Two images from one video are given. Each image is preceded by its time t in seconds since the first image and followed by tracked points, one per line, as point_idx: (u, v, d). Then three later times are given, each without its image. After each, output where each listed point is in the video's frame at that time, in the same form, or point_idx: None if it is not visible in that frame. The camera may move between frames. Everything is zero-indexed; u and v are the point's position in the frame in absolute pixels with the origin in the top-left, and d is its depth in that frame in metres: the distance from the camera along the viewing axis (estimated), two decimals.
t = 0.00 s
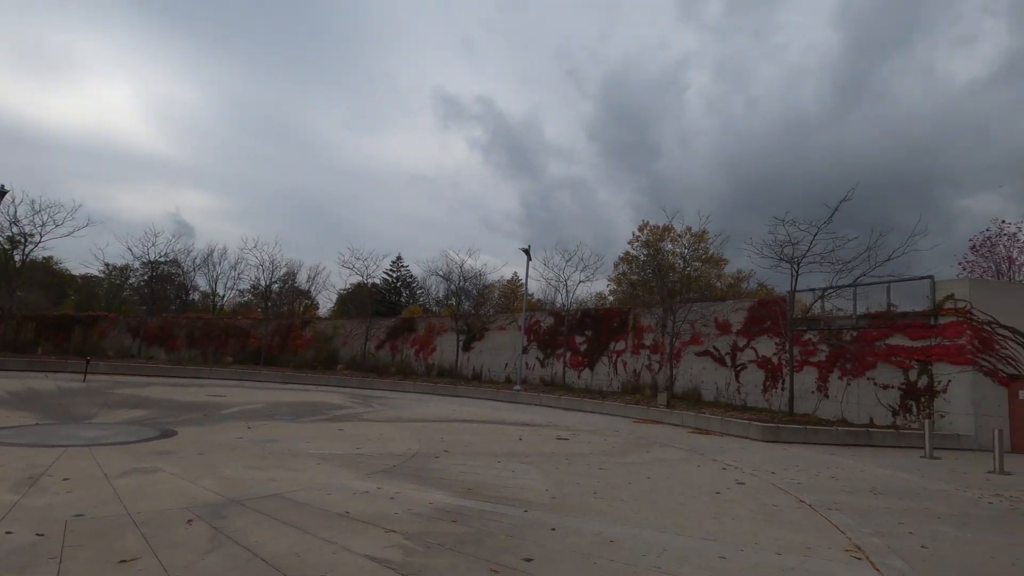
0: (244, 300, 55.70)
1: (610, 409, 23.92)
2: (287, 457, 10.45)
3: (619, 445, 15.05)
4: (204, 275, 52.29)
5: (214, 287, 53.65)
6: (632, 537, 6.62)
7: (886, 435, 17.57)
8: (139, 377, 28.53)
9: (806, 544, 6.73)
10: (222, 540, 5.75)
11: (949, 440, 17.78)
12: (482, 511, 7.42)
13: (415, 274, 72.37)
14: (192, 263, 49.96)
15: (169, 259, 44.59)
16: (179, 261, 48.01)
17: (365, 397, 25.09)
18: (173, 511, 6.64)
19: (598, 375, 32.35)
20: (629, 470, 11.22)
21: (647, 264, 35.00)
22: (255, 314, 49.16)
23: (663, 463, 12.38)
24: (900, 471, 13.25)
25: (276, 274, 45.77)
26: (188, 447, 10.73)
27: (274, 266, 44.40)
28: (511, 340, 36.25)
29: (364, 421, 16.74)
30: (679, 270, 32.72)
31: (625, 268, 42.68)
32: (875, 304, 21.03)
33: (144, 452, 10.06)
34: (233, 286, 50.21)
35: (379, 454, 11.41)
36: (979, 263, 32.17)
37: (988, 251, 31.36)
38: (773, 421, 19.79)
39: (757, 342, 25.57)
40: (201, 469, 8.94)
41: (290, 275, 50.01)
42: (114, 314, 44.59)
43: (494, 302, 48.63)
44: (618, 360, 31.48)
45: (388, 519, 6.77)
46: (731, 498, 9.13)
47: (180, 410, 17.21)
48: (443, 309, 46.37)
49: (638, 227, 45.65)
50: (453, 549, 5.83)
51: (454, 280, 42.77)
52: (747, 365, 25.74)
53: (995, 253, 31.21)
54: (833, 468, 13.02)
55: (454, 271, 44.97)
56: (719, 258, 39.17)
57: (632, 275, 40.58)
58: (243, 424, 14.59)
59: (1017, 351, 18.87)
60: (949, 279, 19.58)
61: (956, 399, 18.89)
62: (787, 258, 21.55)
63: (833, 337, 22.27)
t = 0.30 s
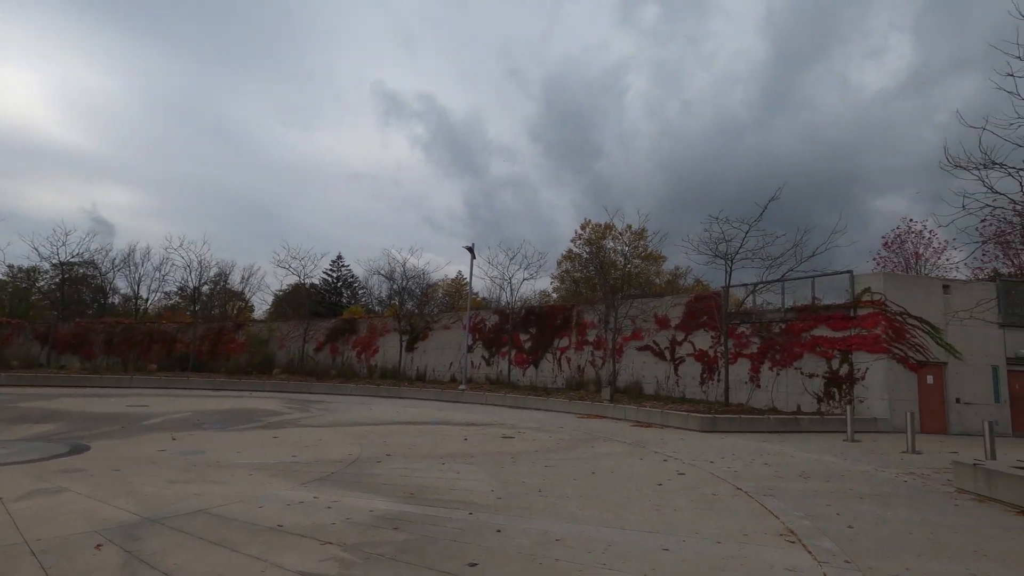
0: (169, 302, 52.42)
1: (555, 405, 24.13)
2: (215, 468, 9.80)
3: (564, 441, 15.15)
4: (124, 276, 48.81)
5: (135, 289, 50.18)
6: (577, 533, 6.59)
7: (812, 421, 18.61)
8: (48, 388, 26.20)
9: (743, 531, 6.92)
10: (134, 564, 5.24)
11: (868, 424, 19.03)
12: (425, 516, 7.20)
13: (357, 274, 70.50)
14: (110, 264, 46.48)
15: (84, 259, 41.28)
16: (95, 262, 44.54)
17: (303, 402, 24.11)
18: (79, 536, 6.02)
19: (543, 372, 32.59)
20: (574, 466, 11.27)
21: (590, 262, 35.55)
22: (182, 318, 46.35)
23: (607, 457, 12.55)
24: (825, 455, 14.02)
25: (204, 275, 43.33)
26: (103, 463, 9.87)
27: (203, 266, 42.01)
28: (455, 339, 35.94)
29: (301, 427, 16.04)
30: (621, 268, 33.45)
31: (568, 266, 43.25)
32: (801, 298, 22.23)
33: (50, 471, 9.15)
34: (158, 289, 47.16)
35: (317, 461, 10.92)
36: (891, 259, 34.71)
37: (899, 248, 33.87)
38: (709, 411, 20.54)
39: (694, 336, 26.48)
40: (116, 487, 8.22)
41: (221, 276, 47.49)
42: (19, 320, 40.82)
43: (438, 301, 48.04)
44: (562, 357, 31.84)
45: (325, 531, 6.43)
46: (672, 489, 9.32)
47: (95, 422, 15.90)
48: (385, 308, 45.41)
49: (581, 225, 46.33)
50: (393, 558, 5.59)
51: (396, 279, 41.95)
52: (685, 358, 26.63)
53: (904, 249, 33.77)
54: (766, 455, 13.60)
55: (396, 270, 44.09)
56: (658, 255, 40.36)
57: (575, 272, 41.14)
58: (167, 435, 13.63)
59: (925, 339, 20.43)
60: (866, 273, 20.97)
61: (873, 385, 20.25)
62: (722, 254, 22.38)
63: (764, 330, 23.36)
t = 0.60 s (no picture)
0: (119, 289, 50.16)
1: (520, 394, 24.19)
2: (165, 462, 9.37)
3: (528, 430, 15.17)
4: (69, 261, 46.40)
5: (81, 275, 47.79)
6: (540, 522, 6.55)
7: (768, 408, 19.19)
8: None
9: (701, 517, 7.01)
10: (69, 565, 4.92)
11: (819, 411, 19.73)
12: (384, 507, 7.04)
13: (319, 262, 68.95)
14: (54, 248, 44.11)
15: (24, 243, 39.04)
16: (37, 246, 42.15)
17: (261, 393, 23.44)
18: (10, 536, 5.62)
19: (508, 362, 32.65)
20: (537, 455, 11.28)
21: (556, 252, 35.67)
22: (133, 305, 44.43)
23: (570, 446, 12.62)
24: (780, 441, 14.46)
25: (157, 262, 41.59)
26: (41, 458, 9.31)
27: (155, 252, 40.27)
28: (420, 328, 35.61)
29: (258, 418, 15.56)
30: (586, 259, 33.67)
31: (534, 256, 43.31)
32: (760, 289, 22.83)
33: None
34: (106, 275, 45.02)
35: (274, 453, 10.59)
36: (844, 253, 36.02)
37: (851, 242, 35.17)
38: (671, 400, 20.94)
39: (657, 326, 26.92)
40: (53, 483, 7.74)
41: (174, 262, 45.68)
42: None
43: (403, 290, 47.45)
44: (527, 346, 31.94)
45: (279, 525, 6.20)
46: (634, 476, 9.41)
47: (34, 415, 15.05)
48: (349, 297, 44.60)
49: (547, 215, 46.40)
50: (350, 552, 5.42)
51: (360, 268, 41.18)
52: (648, 348, 27.07)
53: (856, 243, 35.08)
54: (724, 442, 13.92)
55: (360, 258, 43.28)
56: (623, 247, 40.81)
57: (541, 262, 41.23)
58: (113, 428, 13.00)
59: (874, 330, 21.27)
60: (821, 265, 21.67)
61: (825, 374, 21.00)
62: (684, 246, 22.76)
63: (724, 320, 23.93)
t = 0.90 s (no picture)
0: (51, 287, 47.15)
1: (478, 388, 24.04)
2: (95, 469, 8.77)
3: (485, 424, 15.05)
4: None
5: (7, 272, 44.64)
6: (492, 517, 6.44)
7: (720, 395, 19.72)
8: None
9: (654, 504, 7.07)
10: None
11: (768, 397, 20.42)
12: (332, 508, 6.78)
13: (270, 256, 66.72)
14: None
15: None
16: None
17: (208, 393, 22.48)
18: None
19: (466, 356, 32.51)
20: (493, 448, 11.19)
21: (513, 245, 35.63)
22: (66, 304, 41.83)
23: (527, 438, 12.57)
24: (730, 427, 14.85)
25: (92, 257, 39.28)
26: None
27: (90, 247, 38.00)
28: (375, 323, 34.98)
29: (202, 419, 14.85)
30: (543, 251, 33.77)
31: (492, 249, 43.15)
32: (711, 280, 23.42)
33: None
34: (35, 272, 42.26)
35: (218, 455, 10.09)
36: (790, 245, 37.40)
37: (797, 234, 36.54)
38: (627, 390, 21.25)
39: (613, 317, 27.29)
40: None
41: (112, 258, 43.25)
42: None
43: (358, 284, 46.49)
44: (485, 340, 31.84)
45: (218, 531, 5.87)
46: (589, 467, 9.44)
47: None
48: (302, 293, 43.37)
49: (505, 208, 46.28)
50: (292, 558, 5.16)
51: (313, 262, 40.10)
52: (605, 339, 27.42)
53: (801, 235, 36.49)
54: (677, 430, 14.20)
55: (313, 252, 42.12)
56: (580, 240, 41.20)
57: (499, 255, 41.11)
58: (40, 434, 12.13)
59: (818, 318, 22.15)
60: (768, 256, 22.41)
61: (773, 360, 21.76)
62: (639, 238, 23.08)
63: (677, 310, 24.48)
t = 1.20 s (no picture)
0: None
1: (429, 385, 23.70)
2: None
3: (435, 421, 14.80)
4: None
5: None
6: (434, 519, 6.23)
7: (668, 388, 20.13)
8: None
9: (599, 500, 7.04)
10: None
11: (713, 389, 21.01)
12: (263, 516, 6.40)
13: (212, 251, 63.84)
14: None
15: None
16: None
17: (140, 395, 21.21)
18: None
19: (418, 352, 32.18)
20: (441, 446, 10.96)
21: (466, 240, 35.36)
22: None
23: (477, 435, 12.41)
24: (676, 419, 15.16)
25: (10, 252, 36.44)
26: None
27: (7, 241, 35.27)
28: (323, 320, 34.06)
29: (129, 424, 13.93)
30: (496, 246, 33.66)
31: (444, 244, 42.70)
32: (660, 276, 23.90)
33: None
34: None
35: (143, 462, 9.44)
36: (735, 241, 38.65)
37: (741, 231, 37.80)
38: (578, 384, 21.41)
39: (565, 313, 27.47)
40: None
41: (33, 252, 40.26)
42: None
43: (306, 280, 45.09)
44: (438, 336, 31.56)
45: (132, 547, 5.41)
46: (537, 463, 9.36)
47: None
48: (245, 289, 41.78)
49: (458, 203, 45.87)
50: (213, 573, 4.80)
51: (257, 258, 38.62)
52: (557, 334, 27.60)
53: (745, 232, 37.80)
54: (625, 423, 14.36)
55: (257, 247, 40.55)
56: (533, 235, 41.33)
57: (452, 250, 40.73)
58: None
59: (760, 312, 22.95)
60: (714, 252, 23.05)
61: (718, 353, 22.41)
62: (590, 233, 23.26)
63: (627, 305, 24.87)
